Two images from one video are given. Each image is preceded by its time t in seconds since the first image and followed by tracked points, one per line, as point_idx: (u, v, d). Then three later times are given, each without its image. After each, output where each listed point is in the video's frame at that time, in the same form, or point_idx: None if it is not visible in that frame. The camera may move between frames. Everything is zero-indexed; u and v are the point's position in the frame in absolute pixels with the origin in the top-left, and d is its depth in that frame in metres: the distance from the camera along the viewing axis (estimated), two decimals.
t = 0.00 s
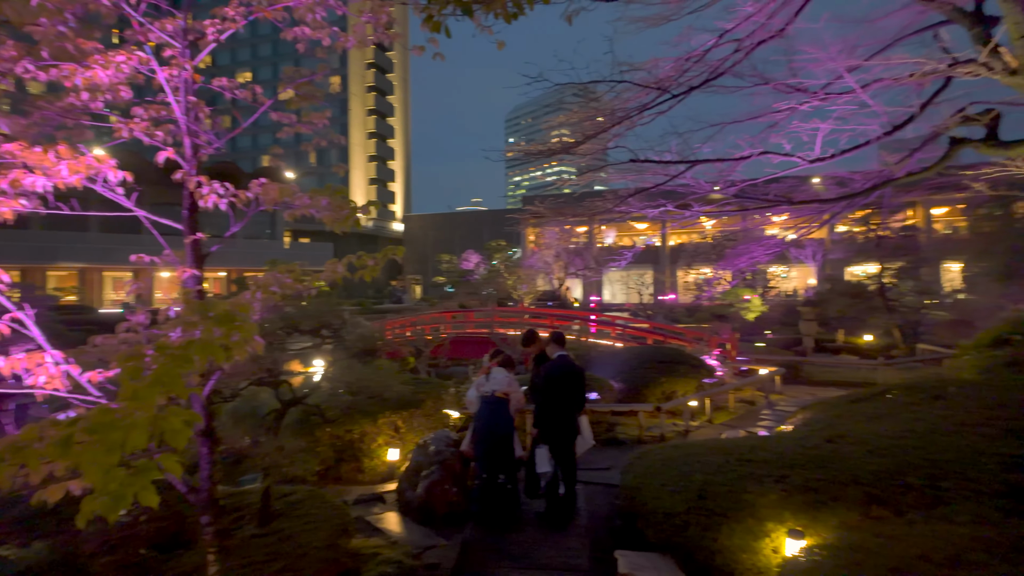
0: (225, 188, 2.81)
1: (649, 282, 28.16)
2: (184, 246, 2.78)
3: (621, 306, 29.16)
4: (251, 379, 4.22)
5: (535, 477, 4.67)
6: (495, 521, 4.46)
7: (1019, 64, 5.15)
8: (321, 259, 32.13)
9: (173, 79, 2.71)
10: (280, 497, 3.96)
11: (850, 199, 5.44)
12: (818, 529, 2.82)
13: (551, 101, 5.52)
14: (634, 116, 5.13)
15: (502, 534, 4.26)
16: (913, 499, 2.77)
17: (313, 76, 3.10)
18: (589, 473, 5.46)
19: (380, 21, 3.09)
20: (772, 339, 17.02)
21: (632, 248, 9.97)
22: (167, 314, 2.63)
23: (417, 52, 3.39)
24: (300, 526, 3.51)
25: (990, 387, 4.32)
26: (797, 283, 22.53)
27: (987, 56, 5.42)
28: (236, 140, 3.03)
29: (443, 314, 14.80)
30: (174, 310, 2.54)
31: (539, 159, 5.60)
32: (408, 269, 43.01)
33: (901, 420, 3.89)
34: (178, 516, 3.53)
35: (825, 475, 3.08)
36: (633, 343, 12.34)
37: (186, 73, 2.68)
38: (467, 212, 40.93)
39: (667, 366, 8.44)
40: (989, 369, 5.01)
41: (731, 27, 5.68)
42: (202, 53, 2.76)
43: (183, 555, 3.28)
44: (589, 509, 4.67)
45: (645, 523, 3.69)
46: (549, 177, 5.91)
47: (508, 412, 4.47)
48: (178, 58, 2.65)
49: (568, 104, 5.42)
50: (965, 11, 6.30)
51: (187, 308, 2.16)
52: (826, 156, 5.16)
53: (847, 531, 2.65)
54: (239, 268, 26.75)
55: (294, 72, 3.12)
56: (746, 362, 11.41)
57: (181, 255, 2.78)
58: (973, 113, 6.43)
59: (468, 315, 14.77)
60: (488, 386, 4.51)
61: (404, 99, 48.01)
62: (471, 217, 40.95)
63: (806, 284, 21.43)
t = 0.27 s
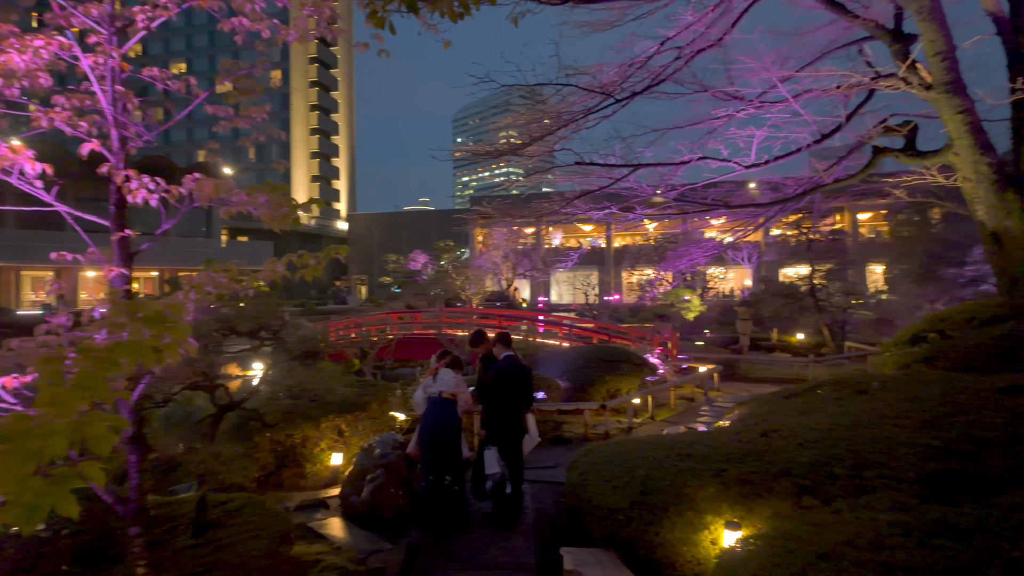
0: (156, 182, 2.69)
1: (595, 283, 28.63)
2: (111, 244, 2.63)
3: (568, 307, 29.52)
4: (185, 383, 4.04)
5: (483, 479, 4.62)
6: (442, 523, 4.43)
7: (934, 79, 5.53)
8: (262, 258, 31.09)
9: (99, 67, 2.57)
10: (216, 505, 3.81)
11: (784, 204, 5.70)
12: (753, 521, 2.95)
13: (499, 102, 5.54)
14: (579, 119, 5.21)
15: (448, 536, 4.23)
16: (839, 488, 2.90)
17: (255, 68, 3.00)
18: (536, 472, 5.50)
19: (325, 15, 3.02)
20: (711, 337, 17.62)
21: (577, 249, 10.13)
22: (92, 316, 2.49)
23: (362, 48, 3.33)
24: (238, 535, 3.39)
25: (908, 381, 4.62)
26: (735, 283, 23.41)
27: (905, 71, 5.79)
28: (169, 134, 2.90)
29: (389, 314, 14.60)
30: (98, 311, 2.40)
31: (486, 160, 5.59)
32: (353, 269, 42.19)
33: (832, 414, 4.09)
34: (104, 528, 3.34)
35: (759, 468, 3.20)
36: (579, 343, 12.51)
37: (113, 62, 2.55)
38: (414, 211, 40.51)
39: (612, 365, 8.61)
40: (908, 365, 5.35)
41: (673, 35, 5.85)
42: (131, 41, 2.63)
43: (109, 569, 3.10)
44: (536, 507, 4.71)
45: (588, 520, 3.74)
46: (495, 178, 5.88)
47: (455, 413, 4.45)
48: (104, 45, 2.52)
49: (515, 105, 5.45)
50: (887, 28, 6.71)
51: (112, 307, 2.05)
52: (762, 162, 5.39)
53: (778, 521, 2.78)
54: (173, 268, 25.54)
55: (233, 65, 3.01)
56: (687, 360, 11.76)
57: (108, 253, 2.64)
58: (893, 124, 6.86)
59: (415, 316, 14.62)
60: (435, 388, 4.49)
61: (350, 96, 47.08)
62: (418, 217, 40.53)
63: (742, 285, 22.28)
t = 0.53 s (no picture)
0: (87, 176, 2.61)
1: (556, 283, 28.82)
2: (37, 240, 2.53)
3: (529, 307, 29.64)
4: (126, 386, 3.89)
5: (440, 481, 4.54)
6: (396, 525, 4.39)
7: (875, 87, 5.76)
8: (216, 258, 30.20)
9: (24, 55, 2.46)
10: (158, 512, 3.67)
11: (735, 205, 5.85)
12: (700, 513, 2.97)
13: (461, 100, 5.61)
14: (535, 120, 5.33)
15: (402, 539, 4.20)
16: (782, 481, 2.97)
17: (199, 59, 2.93)
18: (493, 472, 5.50)
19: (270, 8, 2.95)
20: (668, 336, 17.96)
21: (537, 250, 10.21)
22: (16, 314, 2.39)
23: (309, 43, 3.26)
24: (181, 543, 3.27)
25: (849, 377, 4.81)
26: (691, 283, 23.91)
27: (849, 78, 6.01)
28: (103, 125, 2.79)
29: (348, 315, 14.38)
30: (22, 308, 2.31)
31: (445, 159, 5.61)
32: (312, 269, 41.40)
33: (779, 409, 4.22)
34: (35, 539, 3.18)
35: (707, 464, 3.27)
36: (539, 342, 12.57)
37: (40, 50, 2.44)
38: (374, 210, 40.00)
39: (570, 363, 8.67)
40: (851, 361, 5.56)
41: (627, 38, 5.94)
42: (60, 29, 2.52)
43: None
44: (493, 507, 4.71)
45: (542, 518, 3.74)
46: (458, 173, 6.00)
47: (410, 413, 4.43)
48: (30, 31, 2.41)
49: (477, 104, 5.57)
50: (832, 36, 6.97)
51: (36, 304, 1.96)
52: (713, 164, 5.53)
53: (723, 513, 2.83)
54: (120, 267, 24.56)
55: (176, 54, 2.93)
56: (644, 358, 11.96)
57: (34, 248, 2.52)
58: (837, 130, 7.13)
59: (375, 316, 14.44)
60: (390, 388, 4.45)
61: (308, 93, 46.20)
62: (379, 217, 40.05)
63: (699, 284, 22.79)
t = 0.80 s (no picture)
0: (20, 179, 2.63)
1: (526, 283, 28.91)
2: None
3: (499, 307, 29.68)
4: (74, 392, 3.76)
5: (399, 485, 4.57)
6: (354, 530, 4.38)
7: (826, 95, 5.95)
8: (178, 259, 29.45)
9: None
10: (106, 521, 3.58)
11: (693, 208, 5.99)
12: (652, 511, 3.03)
13: (430, 103, 6.02)
14: (496, 122, 5.72)
15: (360, 543, 4.18)
16: (731, 478, 3.06)
17: (146, 59, 2.87)
18: (456, 473, 5.51)
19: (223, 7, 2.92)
20: (634, 336, 18.21)
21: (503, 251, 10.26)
22: None
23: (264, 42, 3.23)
24: (129, 551, 3.20)
25: (800, 376, 4.98)
26: (658, 284, 24.30)
27: (802, 86, 6.20)
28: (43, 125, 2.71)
29: (313, 317, 14.21)
30: None
31: (416, 158, 5.98)
32: (277, 270, 40.68)
33: (732, 408, 4.34)
34: None
35: (660, 463, 3.37)
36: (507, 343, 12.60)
37: None
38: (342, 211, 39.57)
39: (536, 364, 8.72)
40: (804, 360, 5.74)
41: (588, 43, 6.03)
42: None
43: None
44: (454, 508, 4.72)
45: (501, 519, 3.76)
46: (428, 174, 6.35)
47: (369, 417, 4.43)
48: None
49: (445, 107, 5.95)
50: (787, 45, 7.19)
51: None
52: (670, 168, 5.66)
53: (674, 511, 2.89)
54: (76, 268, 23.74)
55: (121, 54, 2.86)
56: (610, 358, 12.11)
57: None
58: (792, 136, 7.35)
59: (342, 318, 14.29)
60: (349, 392, 4.44)
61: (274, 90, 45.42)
62: (347, 217, 39.58)
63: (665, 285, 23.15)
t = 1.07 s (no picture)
0: None
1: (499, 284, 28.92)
2: None
3: (472, 308, 29.65)
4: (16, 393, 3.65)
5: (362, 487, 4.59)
6: (317, 534, 4.32)
7: (788, 99, 6.07)
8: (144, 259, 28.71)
9: None
10: (54, 529, 3.45)
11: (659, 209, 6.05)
12: (612, 509, 3.06)
13: (400, 102, 5.99)
14: (463, 122, 5.70)
15: (322, 548, 4.12)
16: (688, 475, 3.09)
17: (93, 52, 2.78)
18: (422, 474, 5.47)
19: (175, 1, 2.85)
20: (606, 336, 18.33)
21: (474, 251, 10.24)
22: None
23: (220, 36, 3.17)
24: (77, 560, 3.10)
25: (762, 374, 5.07)
26: (630, 284, 24.51)
27: (765, 90, 6.32)
28: None
29: (281, 317, 13.98)
30: None
31: (385, 159, 5.97)
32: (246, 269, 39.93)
33: (694, 406, 4.41)
34: None
35: (620, 461, 3.40)
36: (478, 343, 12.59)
37: None
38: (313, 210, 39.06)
39: (506, 364, 8.71)
40: (766, 359, 5.86)
41: (555, 45, 6.06)
42: None
43: None
44: (418, 509, 4.69)
45: (464, 519, 3.76)
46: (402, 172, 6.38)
47: (331, 420, 4.40)
48: None
49: (416, 106, 5.94)
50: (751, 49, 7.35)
51: None
52: (637, 170, 5.72)
53: (632, 508, 2.93)
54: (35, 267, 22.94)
55: (67, 45, 2.78)
56: (580, 358, 12.16)
57: None
58: (756, 138, 7.49)
59: (311, 319, 14.09)
60: (311, 394, 4.39)
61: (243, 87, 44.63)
62: (318, 216, 39.09)
63: (636, 285, 23.39)
